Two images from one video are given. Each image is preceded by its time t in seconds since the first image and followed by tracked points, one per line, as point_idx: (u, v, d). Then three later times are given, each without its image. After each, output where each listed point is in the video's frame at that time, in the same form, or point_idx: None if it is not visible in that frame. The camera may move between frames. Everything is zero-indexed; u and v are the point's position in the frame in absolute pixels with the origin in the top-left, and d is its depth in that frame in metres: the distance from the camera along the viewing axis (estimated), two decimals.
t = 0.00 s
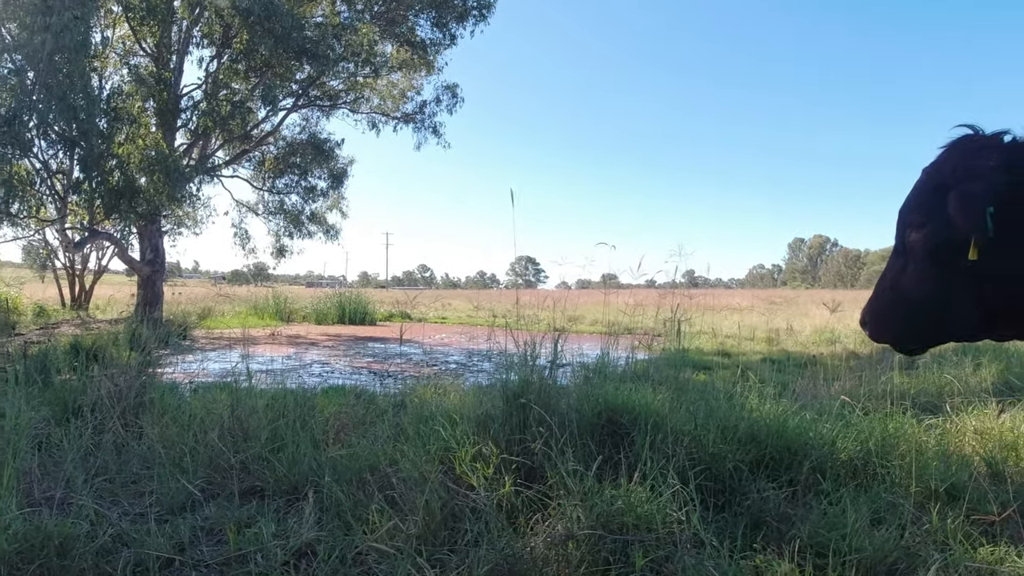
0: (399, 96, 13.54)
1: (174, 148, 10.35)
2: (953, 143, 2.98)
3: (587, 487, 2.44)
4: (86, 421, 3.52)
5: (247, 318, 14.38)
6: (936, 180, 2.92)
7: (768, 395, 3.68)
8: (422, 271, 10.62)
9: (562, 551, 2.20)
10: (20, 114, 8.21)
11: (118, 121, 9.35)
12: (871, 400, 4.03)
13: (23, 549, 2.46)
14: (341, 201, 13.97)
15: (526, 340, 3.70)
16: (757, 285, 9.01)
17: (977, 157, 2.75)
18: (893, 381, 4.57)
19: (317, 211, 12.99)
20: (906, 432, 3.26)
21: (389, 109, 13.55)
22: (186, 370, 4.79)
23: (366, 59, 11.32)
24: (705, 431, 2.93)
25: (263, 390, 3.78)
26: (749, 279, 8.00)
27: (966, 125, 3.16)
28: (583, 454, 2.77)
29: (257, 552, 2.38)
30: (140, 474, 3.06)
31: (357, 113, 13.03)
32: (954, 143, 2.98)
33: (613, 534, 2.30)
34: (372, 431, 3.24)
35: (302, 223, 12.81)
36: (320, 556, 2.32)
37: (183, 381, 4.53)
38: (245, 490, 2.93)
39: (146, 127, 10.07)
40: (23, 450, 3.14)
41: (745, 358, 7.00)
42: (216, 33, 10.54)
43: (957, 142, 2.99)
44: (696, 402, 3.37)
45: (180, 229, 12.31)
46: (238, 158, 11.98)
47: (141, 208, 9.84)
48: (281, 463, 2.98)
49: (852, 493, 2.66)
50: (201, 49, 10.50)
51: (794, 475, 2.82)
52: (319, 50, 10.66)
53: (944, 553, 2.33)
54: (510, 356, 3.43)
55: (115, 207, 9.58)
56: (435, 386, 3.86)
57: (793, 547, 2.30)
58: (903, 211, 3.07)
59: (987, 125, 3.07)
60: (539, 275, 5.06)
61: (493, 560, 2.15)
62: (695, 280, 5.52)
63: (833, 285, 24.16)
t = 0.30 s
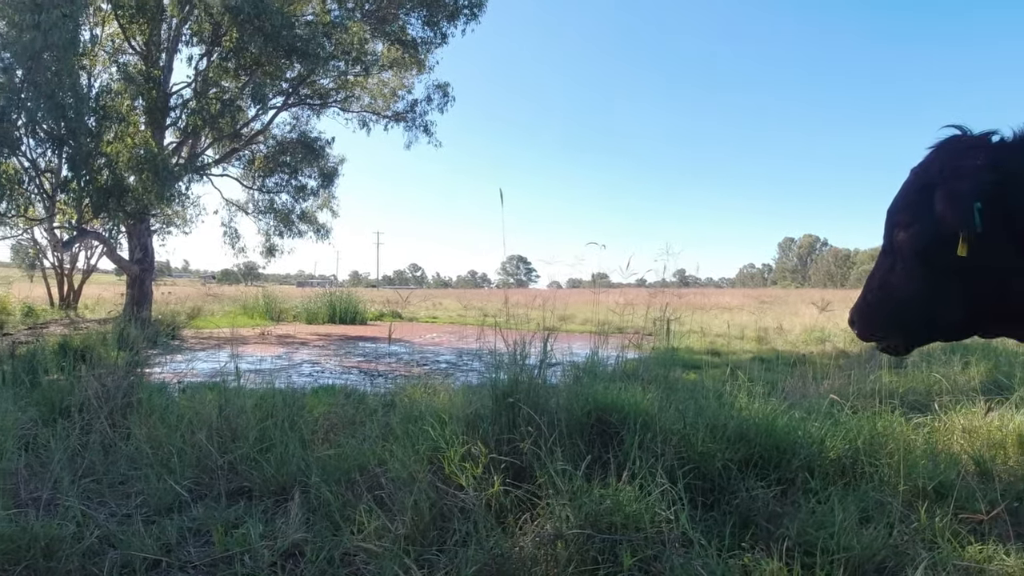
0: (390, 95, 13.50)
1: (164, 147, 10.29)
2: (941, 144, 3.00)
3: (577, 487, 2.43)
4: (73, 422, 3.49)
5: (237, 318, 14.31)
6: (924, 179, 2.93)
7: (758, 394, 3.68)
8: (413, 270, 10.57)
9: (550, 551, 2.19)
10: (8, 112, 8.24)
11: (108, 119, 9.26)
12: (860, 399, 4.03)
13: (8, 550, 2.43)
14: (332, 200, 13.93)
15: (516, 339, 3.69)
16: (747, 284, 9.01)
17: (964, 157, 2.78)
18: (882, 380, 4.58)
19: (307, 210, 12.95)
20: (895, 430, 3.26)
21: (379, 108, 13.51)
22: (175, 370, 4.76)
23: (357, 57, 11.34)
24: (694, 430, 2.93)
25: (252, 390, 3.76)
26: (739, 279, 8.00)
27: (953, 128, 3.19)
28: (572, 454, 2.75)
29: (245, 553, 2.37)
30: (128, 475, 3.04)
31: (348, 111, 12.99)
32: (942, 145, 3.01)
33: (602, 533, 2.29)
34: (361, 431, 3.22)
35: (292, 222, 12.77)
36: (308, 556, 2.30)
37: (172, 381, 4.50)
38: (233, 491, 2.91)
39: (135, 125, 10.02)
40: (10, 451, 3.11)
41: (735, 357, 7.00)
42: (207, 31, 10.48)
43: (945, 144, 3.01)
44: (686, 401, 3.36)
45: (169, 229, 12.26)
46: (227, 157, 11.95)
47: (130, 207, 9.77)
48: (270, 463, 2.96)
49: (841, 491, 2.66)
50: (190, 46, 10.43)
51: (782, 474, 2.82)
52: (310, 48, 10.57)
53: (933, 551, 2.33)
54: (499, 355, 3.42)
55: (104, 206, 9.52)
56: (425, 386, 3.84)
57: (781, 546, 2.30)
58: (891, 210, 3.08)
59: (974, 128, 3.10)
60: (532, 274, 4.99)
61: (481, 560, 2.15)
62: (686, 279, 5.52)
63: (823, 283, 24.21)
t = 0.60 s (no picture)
0: (378, 93, 13.46)
1: (150, 145, 10.21)
2: (921, 145, 3.03)
3: (561, 485, 2.42)
4: (56, 422, 3.45)
5: (225, 317, 14.23)
6: (905, 179, 2.94)
7: (742, 392, 3.68)
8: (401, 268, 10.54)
9: (533, 549, 2.19)
10: None
11: (92, 116, 9.21)
12: (844, 397, 4.05)
13: None
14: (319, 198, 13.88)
15: (501, 338, 3.68)
16: (734, 283, 9.04)
17: (946, 158, 2.81)
18: (866, 378, 4.60)
19: (294, 208, 12.90)
20: (879, 428, 3.28)
21: (368, 106, 13.48)
22: (159, 369, 4.74)
23: (344, 55, 11.29)
24: (678, 428, 2.93)
25: (236, 389, 3.74)
26: (725, 277, 8.02)
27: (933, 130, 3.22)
28: (556, 452, 2.74)
29: (227, 553, 2.35)
30: (110, 475, 3.01)
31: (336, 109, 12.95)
32: (922, 146, 3.03)
33: (585, 532, 2.28)
34: (345, 431, 3.20)
35: (279, 221, 12.72)
36: (290, 556, 2.28)
37: (156, 379, 4.47)
38: (216, 491, 2.88)
39: (121, 122, 9.95)
40: None
41: (721, 356, 7.02)
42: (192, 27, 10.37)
43: (925, 145, 3.04)
44: (671, 399, 3.36)
45: (154, 227, 12.19)
46: (213, 155, 11.91)
47: (115, 205, 9.77)
48: (253, 462, 2.93)
49: (824, 489, 2.67)
50: (176, 43, 10.32)
51: (766, 472, 2.82)
52: (297, 46, 10.52)
53: (915, 548, 2.34)
54: (484, 354, 3.41)
55: (88, 203, 9.48)
56: (411, 384, 3.82)
57: (763, 544, 2.30)
58: (870, 210, 3.09)
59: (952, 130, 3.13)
60: (518, 273, 4.97)
61: (464, 559, 2.14)
62: (672, 278, 5.52)
63: (809, 283, 24.33)
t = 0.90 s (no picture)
0: (366, 90, 13.40)
1: (136, 142, 10.11)
2: (906, 146, 3.04)
3: (547, 484, 2.42)
4: (40, 422, 3.42)
5: (212, 316, 14.13)
6: (890, 180, 2.95)
7: (729, 391, 3.69)
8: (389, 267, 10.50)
9: (519, 549, 2.19)
10: None
11: (78, 113, 9.16)
12: (830, 396, 4.07)
13: None
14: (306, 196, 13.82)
15: (488, 337, 3.68)
16: (721, 282, 9.06)
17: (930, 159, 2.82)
18: (852, 376, 4.63)
19: (281, 206, 12.83)
20: (864, 427, 3.30)
21: (356, 104, 13.43)
22: (145, 368, 4.71)
23: (332, 52, 11.26)
24: (664, 428, 2.93)
25: (223, 389, 3.72)
26: (712, 277, 8.04)
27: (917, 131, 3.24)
28: (542, 452, 2.74)
29: (212, 554, 2.33)
30: (95, 475, 2.98)
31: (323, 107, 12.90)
32: (906, 147, 3.05)
33: (571, 531, 2.28)
34: (332, 431, 3.19)
35: (266, 219, 12.66)
36: (275, 558, 2.27)
37: (142, 379, 4.44)
38: (202, 492, 2.86)
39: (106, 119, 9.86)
40: None
41: (708, 355, 7.04)
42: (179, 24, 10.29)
43: (909, 145, 3.05)
44: (658, 398, 3.37)
45: (140, 225, 12.11)
46: (199, 152, 11.84)
47: (100, 203, 9.66)
48: (239, 463, 2.91)
49: (809, 488, 2.68)
50: (162, 40, 10.22)
51: (752, 471, 2.83)
52: (284, 43, 10.45)
53: (899, 546, 2.35)
54: (471, 353, 3.40)
55: (73, 201, 9.39)
56: (398, 384, 3.81)
57: (748, 542, 2.31)
58: (856, 210, 3.10)
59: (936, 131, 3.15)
60: (507, 272, 4.95)
61: (450, 559, 2.14)
62: (660, 277, 5.53)
63: (794, 281, 24.49)
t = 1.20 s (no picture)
0: (356, 89, 13.34)
1: (123, 140, 10.04)
2: (893, 147, 3.05)
3: (535, 485, 2.42)
4: (25, 423, 3.39)
5: (201, 316, 14.05)
6: (877, 180, 2.96)
7: (717, 391, 3.70)
8: (379, 267, 10.47)
9: (507, 549, 2.19)
10: None
11: (65, 112, 9.10)
12: (818, 396, 4.09)
13: None
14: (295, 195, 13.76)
15: (476, 337, 3.68)
16: (710, 282, 9.09)
17: (916, 160, 2.83)
18: (839, 376, 4.65)
19: (269, 205, 12.77)
20: (851, 426, 3.31)
21: (345, 102, 13.37)
22: (132, 368, 4.69)
23: (321, 51, 11.22)
24: (652, 428, 2.94)
25: (210, 389, 3.70)
26: (702, 277, 8.05)
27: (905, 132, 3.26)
28: (531, 452, 2.74)
29: (198, 556, 2.31)
30: (81, 476, 2.96)
31: (313, 106, 12.85)
32: (894, 148, 3.06)
33: (559, 532, 2.28)
34: (320, 431, 3.18)
35: (255, 218, 12.60)
36: (262, 559, 2.26)
37: (129, 379, 4.42)
38: (189, 493, 2.85)
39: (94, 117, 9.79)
40: None
41: (697, 355, 7.06)
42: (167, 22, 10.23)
43: (897, 146, 3.06)
44: (646, 398, 3.37)
45: (128, 223, 12.02)
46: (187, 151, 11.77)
47: (87, 202, 9.56)
48: (226, 465, 2.90)
49: (796, 487, 2.69)
50: (150, 38, 10.16)
51: (740, 471, 2.83)
52: (272, 41, 10.40)
53: (886, 546, 2.36)
54: (460, 353, 3.40)
55: (60, 200, 9.32)
56: (387, 384, 3.80)
57: (736, 542, 2.31)
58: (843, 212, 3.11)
59: (924, 132, 3.16)
60: (497, 272, 4.94)
61: (438, 560, 2.13)
62: (649, 277, 5.53)
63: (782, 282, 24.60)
